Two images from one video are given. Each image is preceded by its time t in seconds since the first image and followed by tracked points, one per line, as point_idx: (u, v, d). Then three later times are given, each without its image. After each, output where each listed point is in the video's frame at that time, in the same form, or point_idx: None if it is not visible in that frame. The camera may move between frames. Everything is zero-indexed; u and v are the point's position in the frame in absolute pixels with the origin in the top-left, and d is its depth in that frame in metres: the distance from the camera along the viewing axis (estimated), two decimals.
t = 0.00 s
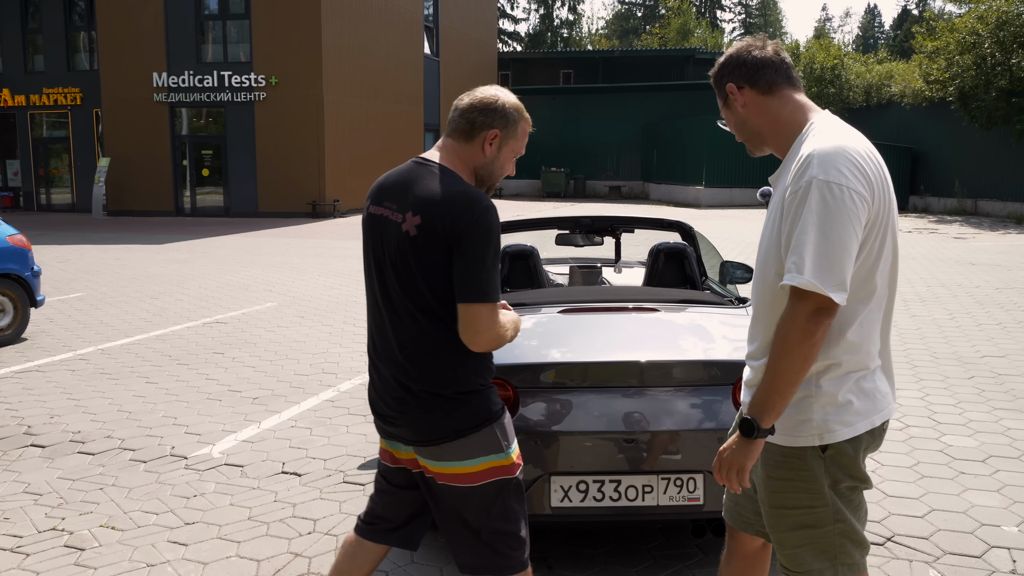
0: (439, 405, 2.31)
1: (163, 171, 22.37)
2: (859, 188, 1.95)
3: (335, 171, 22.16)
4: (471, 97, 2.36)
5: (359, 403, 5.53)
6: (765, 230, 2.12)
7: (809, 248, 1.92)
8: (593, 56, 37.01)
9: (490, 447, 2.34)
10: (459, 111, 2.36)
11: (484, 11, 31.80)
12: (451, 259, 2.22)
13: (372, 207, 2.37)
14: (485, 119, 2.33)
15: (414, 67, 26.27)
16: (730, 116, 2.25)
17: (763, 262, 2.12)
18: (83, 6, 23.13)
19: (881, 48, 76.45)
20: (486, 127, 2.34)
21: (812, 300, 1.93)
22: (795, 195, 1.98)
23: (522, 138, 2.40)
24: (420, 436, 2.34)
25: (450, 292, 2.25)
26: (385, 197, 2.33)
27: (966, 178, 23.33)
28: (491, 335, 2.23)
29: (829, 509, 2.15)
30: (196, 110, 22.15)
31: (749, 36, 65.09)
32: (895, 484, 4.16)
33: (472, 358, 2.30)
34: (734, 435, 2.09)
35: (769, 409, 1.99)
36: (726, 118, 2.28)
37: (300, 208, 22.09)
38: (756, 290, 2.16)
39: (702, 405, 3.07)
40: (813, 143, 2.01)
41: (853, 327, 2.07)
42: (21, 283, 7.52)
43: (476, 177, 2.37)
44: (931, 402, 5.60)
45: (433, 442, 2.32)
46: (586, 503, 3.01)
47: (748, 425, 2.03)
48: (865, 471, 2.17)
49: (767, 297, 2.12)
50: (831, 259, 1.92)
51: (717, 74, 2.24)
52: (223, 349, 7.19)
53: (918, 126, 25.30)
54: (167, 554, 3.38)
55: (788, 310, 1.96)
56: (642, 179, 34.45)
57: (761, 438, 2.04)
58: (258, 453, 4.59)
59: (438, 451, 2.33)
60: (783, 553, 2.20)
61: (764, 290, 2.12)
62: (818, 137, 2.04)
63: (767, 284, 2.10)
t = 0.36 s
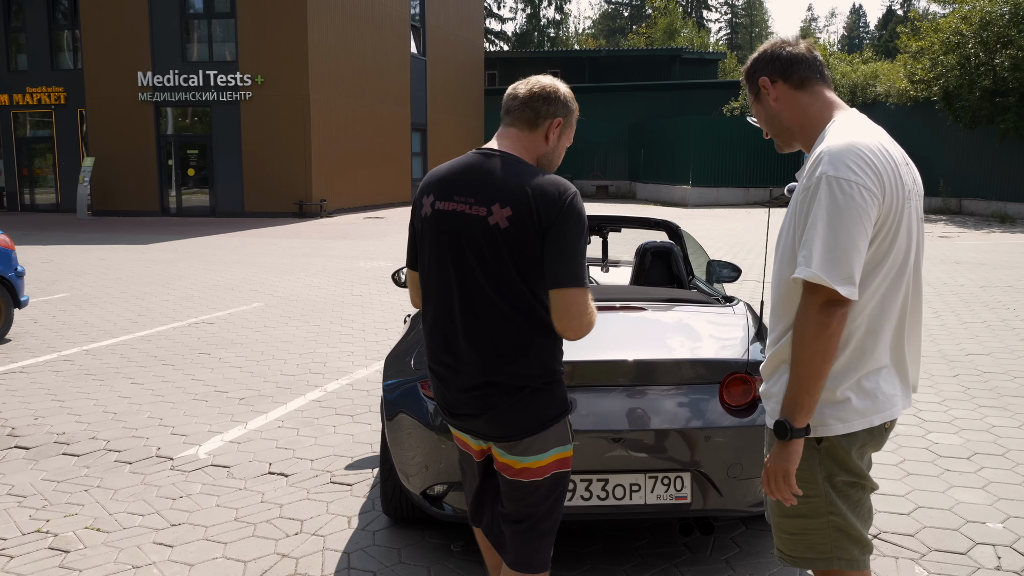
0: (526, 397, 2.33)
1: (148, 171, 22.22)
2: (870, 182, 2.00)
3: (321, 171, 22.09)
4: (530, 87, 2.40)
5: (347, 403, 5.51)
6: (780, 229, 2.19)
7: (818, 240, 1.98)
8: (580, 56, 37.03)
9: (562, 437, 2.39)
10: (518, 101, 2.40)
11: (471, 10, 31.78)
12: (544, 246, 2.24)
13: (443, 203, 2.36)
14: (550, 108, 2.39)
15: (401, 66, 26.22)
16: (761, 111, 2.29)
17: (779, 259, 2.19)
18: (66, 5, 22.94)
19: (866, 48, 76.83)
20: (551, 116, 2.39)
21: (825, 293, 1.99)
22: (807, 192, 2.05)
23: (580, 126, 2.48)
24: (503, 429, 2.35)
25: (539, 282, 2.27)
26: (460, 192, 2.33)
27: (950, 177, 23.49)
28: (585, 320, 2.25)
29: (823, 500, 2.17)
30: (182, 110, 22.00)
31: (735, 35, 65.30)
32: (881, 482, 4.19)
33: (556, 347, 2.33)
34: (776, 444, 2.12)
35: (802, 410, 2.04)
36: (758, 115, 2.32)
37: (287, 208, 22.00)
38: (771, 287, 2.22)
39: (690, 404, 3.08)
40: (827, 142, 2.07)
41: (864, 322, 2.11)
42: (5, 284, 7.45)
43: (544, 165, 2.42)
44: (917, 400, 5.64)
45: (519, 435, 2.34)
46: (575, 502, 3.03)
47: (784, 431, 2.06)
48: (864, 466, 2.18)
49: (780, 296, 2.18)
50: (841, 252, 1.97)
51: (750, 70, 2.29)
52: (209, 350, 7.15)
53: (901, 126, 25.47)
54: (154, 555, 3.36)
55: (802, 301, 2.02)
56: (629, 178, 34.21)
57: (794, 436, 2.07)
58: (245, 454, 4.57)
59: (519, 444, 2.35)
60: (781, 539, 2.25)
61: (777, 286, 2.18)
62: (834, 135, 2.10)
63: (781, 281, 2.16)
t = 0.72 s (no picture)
0: (546, 397, 2.32)
1: (147, 168, 22.19)
2: (891, 173, 2.07)
3: (320, 168, 22.08)
4: (538, 83, 2.39)
5: (346, 400, 5.51)
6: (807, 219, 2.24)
7: (842, 228, 2.05)
8: (579, 52, 36.99)
9: (585, 435, 2.37)
10: (528, 98, 2.38)
11: (470, 7, 31.72)
12: (557, 244, 2.22)
13: (455, 210, 2.37)
14: (558, 105, 2.39)
15: (400, 63, 26.19)
16: (786, 108, 2.35)
17: (807, 248, 2.25)
18: (64, 2, 22.91)
19: (866, 43, 76.71)
20: (560, 113, 2.40)
21: (851, 278, 2.04)
22: (829, 182, 2.11)
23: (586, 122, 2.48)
24: (526, 429, 2.33)
25: (553, 280, 2.25)
26: (471, 196, 2.33)
27: (950, 173, 23.50)
28: (602, 316, 2.24)
29: (838, 482, 2.23)
30: (181, 107, 21.97)
31: (735, 32, 65.19)
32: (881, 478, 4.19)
33: (576, 344, 2.32)
34: (784, 406, 2.18)
35: (813, 377, 2.10)
36: (781, 111, 2.38)
37: (286, 206, 21.97)
38: (802, 274, 2.29)
39: (691, 399, 3.07)
40: (849, 135, 2.13)
41: (892, 305, 2.19)
42: (4, 282, 7.44)
43: (552, 163, 2.41)
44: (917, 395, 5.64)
45: (540, 435, 2.32)
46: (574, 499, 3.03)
47: (793, 396, 2.12)
48: (884, 452, 2.24)
49: (808, 283, 2.24)
50: (867, 238, 2.03)
51: (776, 65, 2.35)
52: (209, 347, 7.14)
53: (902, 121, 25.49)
54: (153, 553, 3.35)
55: (827, 287, 2.08)
56: (629, 175, 34.34)
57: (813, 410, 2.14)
58: (244, 451, 4.57)
59: (541, 442, 2.33)
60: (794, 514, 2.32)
61: (807, 274, 2.24)
62: (854, 129, 2.16)
63: (811, 268, 2.23)
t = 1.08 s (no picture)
0: (534, 391, 2.31)
1: (138, 166, 22.10)
2: (896, 158, 2.10)
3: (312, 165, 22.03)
4: (523, 78, 2.39)
5: (340, 396, 5.51)
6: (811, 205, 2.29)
7: (849, 213, 2.09)
8: (570, 46, 36.95)
9: (574, 432, 2.36)
10: (514, 92, 2.38)
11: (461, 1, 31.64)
12: (544, 237, 2.22)
13: (443, 206, 2.37)
14: (544, 99, 2.39)
15: (391, 59, 26.13)
16: (786, 100, 2.36)
17: (812, 235, 2.29)
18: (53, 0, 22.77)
19: (858, 35, 76.77)
20: (546, 106, 2.39)
21: (858, 262, 2.09)
22: (837, 167, 2.14)
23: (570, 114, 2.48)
24: (515, 425, 2.33)
25: (542, 274, 2.25)
26: (461, 191, 2.33)
27: (940, 164, 23.60)
28: (590, 309, 2.23)
29: (837, 460, 2.28)
30: (171, 104, 21.88)
31: (726, 25, 65.20)
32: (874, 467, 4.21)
33: (567, 339, 2.31)
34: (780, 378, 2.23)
35: (814, 353, 2.15)
36: (779, 102, 2.38)
37: (278, 203, 21.92)
38: (804, 260, 2.34)
39: (684, 391, 3.09)
40: (853, 122, 2.17)
41: (895, 287, 2.22)
42: None
43: (540, 156, 2.41)
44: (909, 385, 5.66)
45: (528, 430, 2.32)
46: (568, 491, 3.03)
47: (791, 369, 2.17)
48: (883, 432, 2.29)
49: (814, 268, 2.29)
50: (872, 222, 2.08)
51: (775, 57, 2.36)
52: (202, 345, 7.13)
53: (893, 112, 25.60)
54: (147, 553, 3.35)
55: (834, 269, 2.12)
56: (621, 168, 34.34)
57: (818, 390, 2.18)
58: (238, 449, 4.56)
59: (530, 439, 2.33)
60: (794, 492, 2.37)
61: (812, 258, 2.29)
62: (857, 117, 2.20)
63: (817, 254, 2.27)
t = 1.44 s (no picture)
0: (522, 393, 2.32)
1: (129, 167, 22.02)
2: (889, 155, 2.14)
3: (304, 165, 21.99)
4: (525, 75, 2.39)
5: (333, 397, 5.50)
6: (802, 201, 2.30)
7: (845, 206, 2.11)
8: (563, 46, 36.97)
9: (562, 434, 2.36)
10: (515, 90, 2.38)
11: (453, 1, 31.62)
12: (539, 234, 2.22)
13: (441, 199, 2.37)
14: (547, 97, 2.39)
15: (383, 59, 26.11)
16: (790, 89, 2.37)
17: (800, 231, 2.31)
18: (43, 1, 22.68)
19: (849, 34, 77.00)
20: (549, 104, 2.39)
21: (853, 253, 2.10)
22: (831, 163, 2.16)
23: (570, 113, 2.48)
24: (504, 423, 2.33)
25: (536, 273, 2.26)
26: (457, 185, 2.33)
27: (931, 162, 23.71)
28: (582, 311, 2.24)
29: (827, 459, 2.28)
30: (163, 105, 21.81)
31: (717, 25, 65.35)
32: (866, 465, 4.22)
33: (558, 340, 2.32)
34: (803, 390, 2.21)
35: (830, 356, 2.15)
36: (782, 89, 2.38)
37: (270, 203, 21.89)
38: (793, 256, 2.34)
39: (677, 391, 3.09)
40: (847, 120, 2.19)
41: (880, 285, 2.25)
42: None
43: (540, 153, 2.41)
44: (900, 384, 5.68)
45: (516, 430, 2.32)
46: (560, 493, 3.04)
47: (813, 376, 2.17)
48: (870, 429, 2.29)
49: (802, 266, 2.30)
50: (867, 216, 2.10)
51: (785, 45, 2.36)
52: (194, 346, 7.11)
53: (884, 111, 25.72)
54: (139, 555, 3.33)
55: (830, 263, 2.13)
56: (614, 168, 34.38)
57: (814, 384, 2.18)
58: (231, 450, 4.55)
59: (519, 440, 2.33)
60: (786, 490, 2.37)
61: (800, 255, 2.30)
62: (852, 114, 2.22)
63: (805, 250, 2.29)
